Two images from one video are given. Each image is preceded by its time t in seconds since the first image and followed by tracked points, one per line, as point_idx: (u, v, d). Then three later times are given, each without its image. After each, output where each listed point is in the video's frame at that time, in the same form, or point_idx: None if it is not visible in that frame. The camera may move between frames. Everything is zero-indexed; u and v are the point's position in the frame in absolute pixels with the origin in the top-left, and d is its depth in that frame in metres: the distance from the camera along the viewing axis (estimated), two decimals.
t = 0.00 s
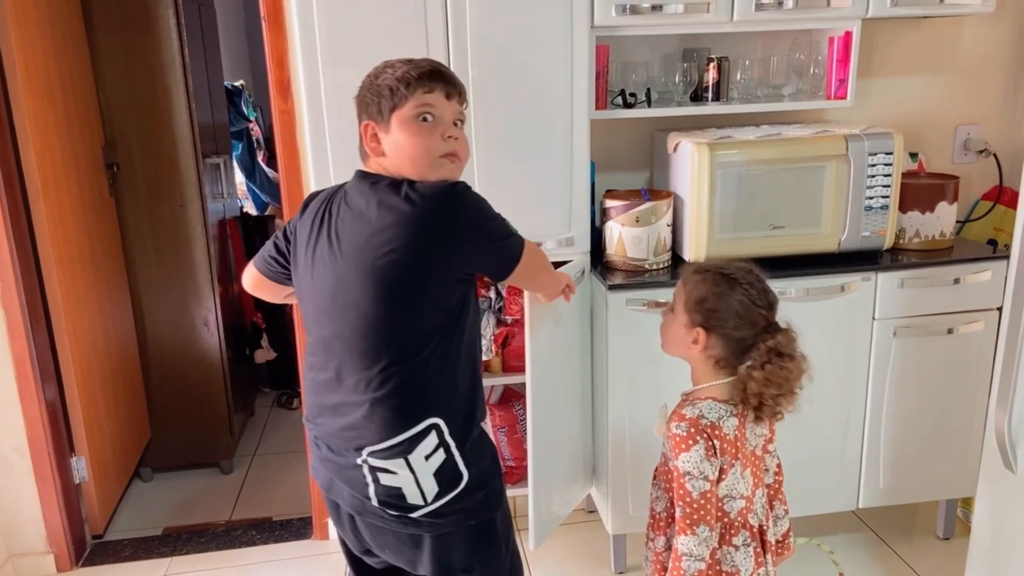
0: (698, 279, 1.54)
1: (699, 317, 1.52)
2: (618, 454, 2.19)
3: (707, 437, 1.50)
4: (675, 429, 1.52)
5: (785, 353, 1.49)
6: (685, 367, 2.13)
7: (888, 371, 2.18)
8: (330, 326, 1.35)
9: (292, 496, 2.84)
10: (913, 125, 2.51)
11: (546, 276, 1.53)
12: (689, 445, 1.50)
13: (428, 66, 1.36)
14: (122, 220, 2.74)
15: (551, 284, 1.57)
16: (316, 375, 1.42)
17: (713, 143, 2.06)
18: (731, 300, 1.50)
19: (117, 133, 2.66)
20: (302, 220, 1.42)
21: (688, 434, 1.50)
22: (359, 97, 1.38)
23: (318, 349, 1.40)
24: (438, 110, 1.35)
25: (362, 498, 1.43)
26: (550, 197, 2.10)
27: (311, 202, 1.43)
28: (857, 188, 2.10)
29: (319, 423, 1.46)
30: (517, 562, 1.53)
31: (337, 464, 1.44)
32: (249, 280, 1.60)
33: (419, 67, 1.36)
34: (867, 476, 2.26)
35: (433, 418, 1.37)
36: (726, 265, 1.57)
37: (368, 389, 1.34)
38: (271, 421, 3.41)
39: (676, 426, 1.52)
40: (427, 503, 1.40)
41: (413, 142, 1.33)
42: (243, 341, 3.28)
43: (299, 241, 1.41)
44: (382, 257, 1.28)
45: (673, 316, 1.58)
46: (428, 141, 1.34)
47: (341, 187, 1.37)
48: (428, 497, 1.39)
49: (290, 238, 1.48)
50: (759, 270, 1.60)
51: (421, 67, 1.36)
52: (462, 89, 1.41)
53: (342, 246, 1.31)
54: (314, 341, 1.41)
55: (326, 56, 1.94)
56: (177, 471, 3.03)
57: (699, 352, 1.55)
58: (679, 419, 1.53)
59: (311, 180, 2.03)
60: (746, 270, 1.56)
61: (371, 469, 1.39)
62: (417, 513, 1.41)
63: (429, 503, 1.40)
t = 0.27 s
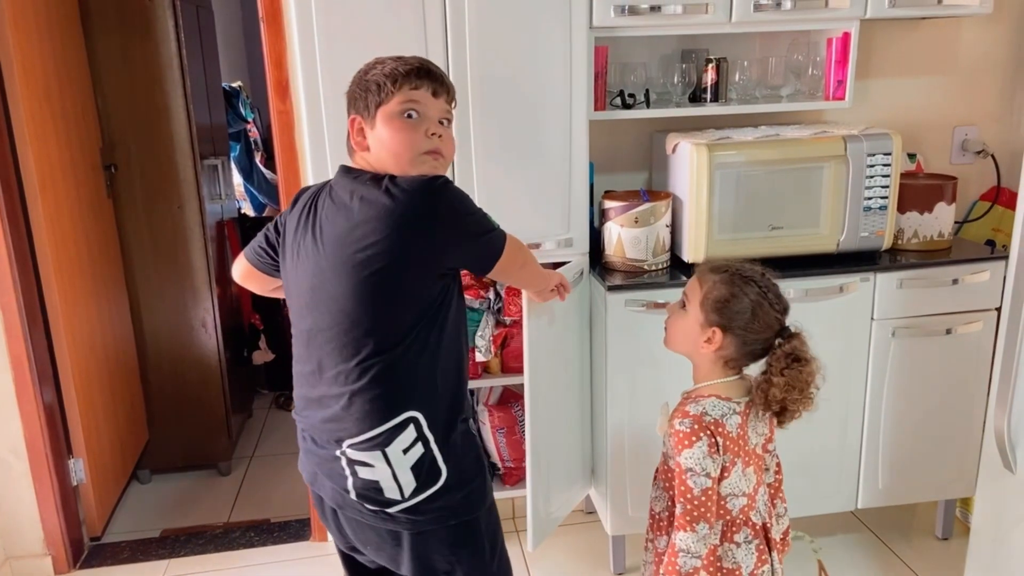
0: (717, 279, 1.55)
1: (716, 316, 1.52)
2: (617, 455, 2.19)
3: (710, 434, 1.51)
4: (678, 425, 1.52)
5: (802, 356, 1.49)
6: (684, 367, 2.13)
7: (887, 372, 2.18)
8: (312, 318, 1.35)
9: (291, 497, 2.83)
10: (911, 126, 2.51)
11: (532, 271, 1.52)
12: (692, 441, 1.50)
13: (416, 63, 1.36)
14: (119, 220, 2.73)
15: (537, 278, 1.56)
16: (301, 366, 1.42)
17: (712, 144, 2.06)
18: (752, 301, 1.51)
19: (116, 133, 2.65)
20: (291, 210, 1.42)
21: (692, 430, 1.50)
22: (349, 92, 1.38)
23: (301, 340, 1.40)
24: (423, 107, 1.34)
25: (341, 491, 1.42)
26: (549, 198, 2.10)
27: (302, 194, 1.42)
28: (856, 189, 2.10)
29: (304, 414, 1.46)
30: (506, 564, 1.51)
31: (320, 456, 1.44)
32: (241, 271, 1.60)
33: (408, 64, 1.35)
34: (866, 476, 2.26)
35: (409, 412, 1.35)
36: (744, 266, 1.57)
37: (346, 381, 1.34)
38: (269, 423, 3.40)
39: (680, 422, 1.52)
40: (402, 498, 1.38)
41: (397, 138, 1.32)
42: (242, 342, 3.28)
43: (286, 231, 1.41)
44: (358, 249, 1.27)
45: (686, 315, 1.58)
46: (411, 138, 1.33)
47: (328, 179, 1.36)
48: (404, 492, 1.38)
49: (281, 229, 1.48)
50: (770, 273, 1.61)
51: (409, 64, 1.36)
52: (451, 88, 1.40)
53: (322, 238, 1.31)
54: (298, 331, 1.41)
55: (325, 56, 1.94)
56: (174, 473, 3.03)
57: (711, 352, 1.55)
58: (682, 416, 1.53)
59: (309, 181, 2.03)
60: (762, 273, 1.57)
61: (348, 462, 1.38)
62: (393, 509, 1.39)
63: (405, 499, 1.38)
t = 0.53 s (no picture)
0: (718, 280, 1.55)
1: (719, 317, 1.52)
2: (617, 457, 2.19)
3: (712, 434, 1.51)
4: (680, 426, 1.52)
5: (803, 355, 1.51)
6: (683, 369, 2.13)
7: (886, 373, 2.18)
8: (302, 318, 1.35)
9: (290, 499, 2.83)
10: (910, 128, 2.51)
11: (526, 272, 1.51)
12: (694, 442, 1.50)
13: (411, 67, 1.36)
14: (118, 222, 2.73)
15: (532, 279, 1.55)
16: (291, 364, 1.43)
17: (711, 146, 2.06)
18: (754, 300, 1.51)
19: (115, 134, 2.65)
20: (285, 209, 1.42)
21: (694, 431, 1.50)
22: (344, 94, 1.38)
23: (291, 339, 1.41)
24: (417, 110, 1.34)
25: (329, 490, 1.42)
26: (549, 199, 2.10)
27: (295, 192, 1.42)
28: (855, 191, 2.10)
29: (294, 412, 1.46)
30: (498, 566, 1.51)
31: (310, 455, 1.44)
32: (235, 271, 1.60)
33: (403, 67, 1.35)
34: (866, 478, 2.27)
35: (397, 412, 1.35)
36: (742, 267, 1.58)
37: (335, 381, 1.34)
38: (267, 424, 3.40)
39: (681, 423, 1.52)
40: (390, 499, 1.38)
41: (390, 140, 1.32)
42: (241, 343, 3.27)
43: (279, 230, 1.42)
44: (347, 250, 1.27)
45: (687, 316, 1.58)
46: (404, 140, 1.33)
47: (321, 180, 1.36)
48: (391, 493, 1.37)
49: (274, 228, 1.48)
50: (768, 274, 1.62)
51: (404, 67, 1.35)
52: (446, 91, 1.40)
53: (312, 238, 1.31)
54: (289, 330, 1.41)
55: (325, 58, 1.94)
56: (172, 474, 3.02)
57: (714, 353, 1.55)
58: (683, 417, 1.53)
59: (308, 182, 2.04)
60: (761, 274, 1.58)
61: (337, 461, 1.38)
62: (382, 509, 1.39)
63: (393, 500, 1.38)
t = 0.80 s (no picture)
0: (719, 280, 1.55)
1: (722, 317, 1.52)
2: (616, 457, 2.19)
3: (713, 433, 1.51)
4: (680, 426, 1.52)
5: (802, 352, 1.52)
6: (682, 369, 2.13)
7: (884, 374, 2.18)
8: (298, 317, 1.35)
9: (288, 499, 2.83)
10: (908, 129, 2.52)
11: (522, 275, 1.51)
12: (694, 441, 1.50)
13: (410, 68, 1.36)
14: (116, 221, 2.73)
15: (528, 281, 1.54)
16: (287, 363, 1.43)
17: (710, 146, 2.06)
18: (756, 300, 1.51)
19: (114, 134, 2.64)
20: (281, 209, 1.42)
21: (694, 430, 1.50)
22: (343, 94, 1.38)
23: (287, 338, 1.41)
24: (415, 112, 1.34)
25: (326, 489, 1.42)
26: (548, 200, 2.10)
27: (291, 192, 1.42)
28: (854, 192, 2.10)
29: (291, 411, 1.46)
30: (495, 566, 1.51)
31: (306, 454, 1.44)
32: (233, 272, 1.60)
33: (401, 68, 1.35)
34: (864, 478, 2.27)
35: (393, 411, 1.35)
36: (738, 267, 1.58)
37: (330, 380, 1.34)
38: (266, 425, 3.40)
39: (682, 423, 1.52)
40: (386, 498, 1.38)
41: (387, 140, 1.32)
42: (239, 344, 3.27)
43: (275, 229, 1.42)
44: (342, 249, 1.27)
45: (687, 315, 1.57)
46: (401, 141, 1.33)
47: (317, 179, 1.36)
48: (387, 492, 1.38)
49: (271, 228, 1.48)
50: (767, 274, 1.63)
51: (403, 69, 1.35)
52: (444, 92, 1.40)
53: (308, 237, 1.31)
54: (284, 329, 1.41)
55: (324, 58, 1.94)
56: (170, 475, 3.02)
57: (715, 353, 1.55)
58: (683, 416, 1.53)
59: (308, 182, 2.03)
60: (759, 274, 1.58)
61: (333, 460, 1.39)
62: (377, 508, 1.39)
63: (389, 499, 1.38)
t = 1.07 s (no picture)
0: (725, 283, 1.54)
1: (744, 322, 1.53)
2: (614, 457, 2.19)
3: (708, 432, 1.50)
4: (676, 423, 1.52)
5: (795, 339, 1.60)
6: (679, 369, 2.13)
7: (882, 374, 2.19)
8: (295, 316, 1.36)
9: (286, 500, 2.83)
10: (905, 130, 2.52)
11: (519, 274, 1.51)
12: (689, 439, 1.50)
13: (408, 68, 1.36)
14: (114, 222, 2.73)
15: (526, 282, 1.55)
16: (285, 363, 1.43)
17: (707, 147, 2.06)
18: (761, 296, 1.55)
19: (112, 135, 2.64)
20: (278, 208, 1.42)
21: (690, 428, 1.50)
22: (341, 94, 1.38)
23: (284, 337, 1.41)
24: (413, 112, 1.34)
25: (322, 488, 1.43)
26: (546, 200, 2.10)
27: (288, 192, 1.43)
28: (851, 192, 2.11)
29: (288, 410, 1.47)
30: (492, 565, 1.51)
31: (303, 453, 1.44)
32: (233, 273, 1.60)
33: (399, 69, 1.35)
34: (861, 478, 2.27)
35: (389, 410, 1.35)
36: (738, 268, 1.58)
37: (327, 379, 1.34)
38: (263, 425, 3.40)
39: (678, 420, 1.52)
40: (382, 497, 1.38)
41: (384, 140, 1.33)
42: (237, 344, 3.27)
43: (272, 229, 1.42)
44: (339, 248, 1.27)
45: (704, 325, 1.54)
46: (398, 142, 1.33)
47: (315, 179, 1.36)
48: (383, 491, 1.38)
49: (269, 229, 1.49)
50: (759, 272, 1.64)
51: (401, 69, 1.35)
52: (441, 92, 1.40)
53: (305, 237, 1.32)
54: (282, 329, 1.41)
55: (323, 59, 1.94)
56: (168, 476, 3.02)
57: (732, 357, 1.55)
58: (680, 414, 1.52)
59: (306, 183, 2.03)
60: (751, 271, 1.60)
61: (329, 459, 1.39)
62: (373, 507, 1.39)
63: (385, 498, 1.38)
